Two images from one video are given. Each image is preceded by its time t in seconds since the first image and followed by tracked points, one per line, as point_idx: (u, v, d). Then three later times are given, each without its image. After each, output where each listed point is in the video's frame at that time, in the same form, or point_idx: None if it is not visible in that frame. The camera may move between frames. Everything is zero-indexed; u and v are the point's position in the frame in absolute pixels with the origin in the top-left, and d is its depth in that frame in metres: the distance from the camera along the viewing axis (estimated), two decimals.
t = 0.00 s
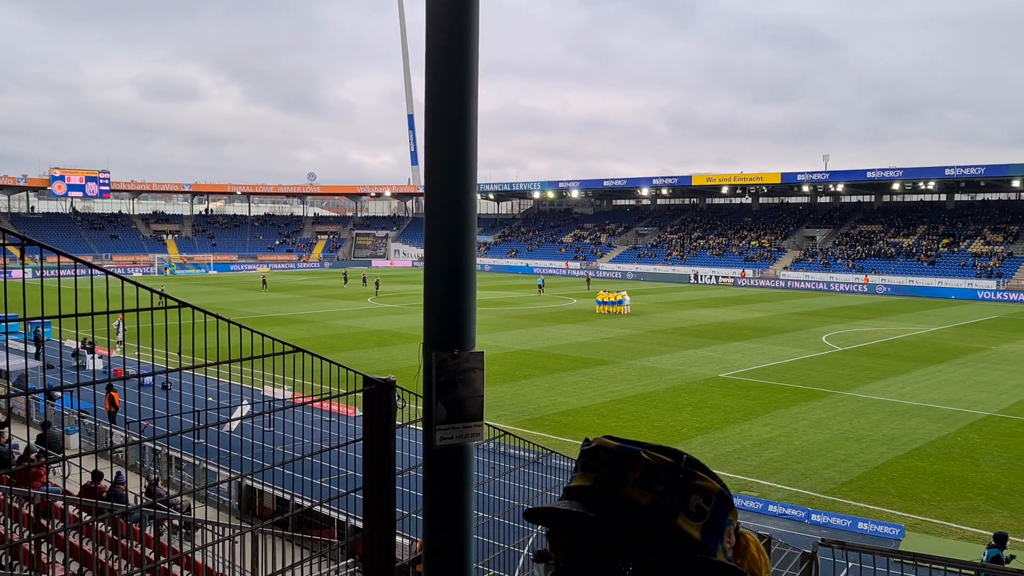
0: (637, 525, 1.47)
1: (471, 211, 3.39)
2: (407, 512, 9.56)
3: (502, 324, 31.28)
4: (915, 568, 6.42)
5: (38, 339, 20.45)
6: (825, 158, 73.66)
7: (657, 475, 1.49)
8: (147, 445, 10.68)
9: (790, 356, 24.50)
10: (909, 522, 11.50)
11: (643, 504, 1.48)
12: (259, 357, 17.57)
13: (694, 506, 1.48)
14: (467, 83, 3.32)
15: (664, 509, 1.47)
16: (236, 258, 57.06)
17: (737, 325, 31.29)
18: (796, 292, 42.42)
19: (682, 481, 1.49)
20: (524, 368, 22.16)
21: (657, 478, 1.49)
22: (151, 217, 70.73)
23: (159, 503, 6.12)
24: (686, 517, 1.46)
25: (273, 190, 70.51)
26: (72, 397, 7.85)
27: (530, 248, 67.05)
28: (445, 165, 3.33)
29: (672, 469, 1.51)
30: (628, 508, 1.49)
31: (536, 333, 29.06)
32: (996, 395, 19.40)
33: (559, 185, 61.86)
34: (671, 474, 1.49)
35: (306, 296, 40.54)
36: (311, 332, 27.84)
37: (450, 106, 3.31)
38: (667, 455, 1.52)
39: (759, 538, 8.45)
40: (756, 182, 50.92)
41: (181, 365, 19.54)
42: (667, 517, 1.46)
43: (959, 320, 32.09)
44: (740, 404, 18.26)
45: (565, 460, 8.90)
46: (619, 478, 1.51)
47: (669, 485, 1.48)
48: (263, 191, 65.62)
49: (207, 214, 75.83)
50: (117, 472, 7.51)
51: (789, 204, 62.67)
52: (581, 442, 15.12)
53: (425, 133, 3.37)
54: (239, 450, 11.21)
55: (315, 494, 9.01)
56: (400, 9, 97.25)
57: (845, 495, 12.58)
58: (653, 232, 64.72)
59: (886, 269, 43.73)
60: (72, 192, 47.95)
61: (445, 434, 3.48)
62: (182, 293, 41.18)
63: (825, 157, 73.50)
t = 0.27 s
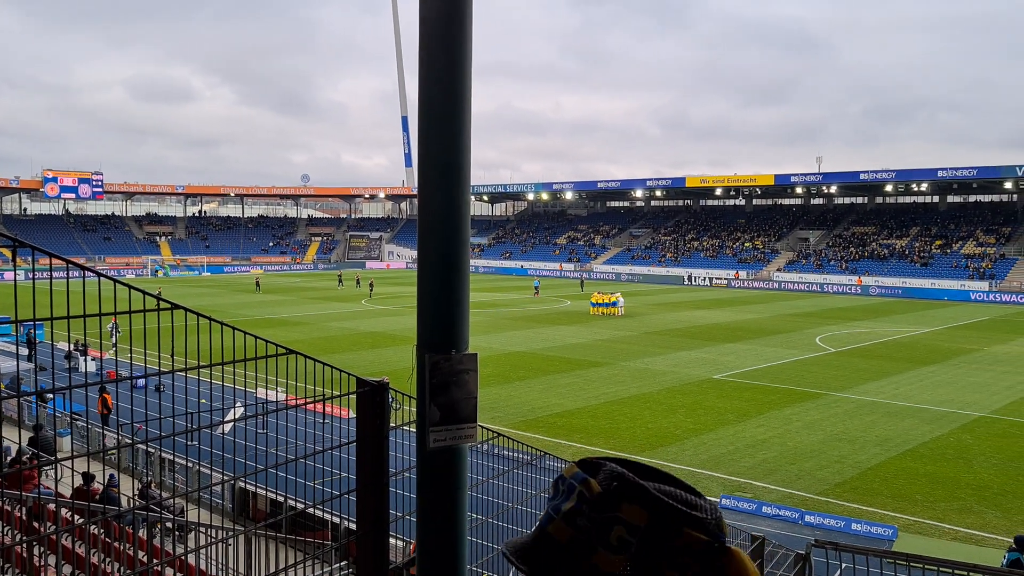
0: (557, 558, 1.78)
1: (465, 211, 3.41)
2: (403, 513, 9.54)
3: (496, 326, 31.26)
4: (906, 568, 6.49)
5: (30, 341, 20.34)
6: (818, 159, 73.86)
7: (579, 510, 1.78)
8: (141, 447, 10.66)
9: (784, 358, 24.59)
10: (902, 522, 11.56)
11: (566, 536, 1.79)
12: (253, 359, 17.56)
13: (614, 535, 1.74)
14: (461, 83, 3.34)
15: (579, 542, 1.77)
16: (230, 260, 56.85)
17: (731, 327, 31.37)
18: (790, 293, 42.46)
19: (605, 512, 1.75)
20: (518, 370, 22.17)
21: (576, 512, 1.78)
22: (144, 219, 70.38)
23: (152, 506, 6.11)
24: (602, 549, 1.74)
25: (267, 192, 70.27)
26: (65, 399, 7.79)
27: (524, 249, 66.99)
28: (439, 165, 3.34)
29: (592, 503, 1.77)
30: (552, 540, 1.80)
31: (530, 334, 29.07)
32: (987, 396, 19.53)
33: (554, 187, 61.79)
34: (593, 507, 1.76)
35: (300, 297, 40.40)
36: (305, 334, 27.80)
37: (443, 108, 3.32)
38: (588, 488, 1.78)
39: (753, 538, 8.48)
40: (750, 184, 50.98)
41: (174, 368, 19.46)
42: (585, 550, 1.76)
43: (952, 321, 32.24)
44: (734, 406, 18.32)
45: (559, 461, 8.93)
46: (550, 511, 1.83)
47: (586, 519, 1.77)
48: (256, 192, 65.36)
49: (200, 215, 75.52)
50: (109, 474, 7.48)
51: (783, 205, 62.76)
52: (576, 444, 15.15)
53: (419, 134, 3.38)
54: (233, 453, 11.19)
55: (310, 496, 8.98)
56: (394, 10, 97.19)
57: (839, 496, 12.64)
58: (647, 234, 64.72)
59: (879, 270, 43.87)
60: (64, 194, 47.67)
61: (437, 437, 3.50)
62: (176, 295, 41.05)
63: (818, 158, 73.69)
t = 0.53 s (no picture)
0: (551, 556, 1.78)
1: (460, 212, 3.42)
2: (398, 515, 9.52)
3: (491, 328, 31.30)
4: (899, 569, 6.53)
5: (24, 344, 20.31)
6: (813, 161, 74.17)
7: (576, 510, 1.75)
8: (136, 450, 10.65)
9: (778, 360, 24.69)
10: (895, 524, 11.60)
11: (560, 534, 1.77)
12: (249, 361, 17.56)
13: (605, 545, 1.71)
14: (456, 85, 3.36)
15: (575, 545, 1.73)
16: (225, 262, 56.77)
17: (726, 329, 31.46)
18: (784, 295, 42.62)
19: (600, 520, 1.71)
20: (513, 372, 22.20)
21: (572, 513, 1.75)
22: (138, 221, 70.24)
23: (148, 509, 6.08)
24: (594, 555, 1.71)
25: (262, 195, 70.18)
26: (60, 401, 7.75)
27: (519, 251, 67.10)
28: (435, 167, 3.36)
29: (589, 509, 1.73)
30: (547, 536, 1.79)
31: (525, 336, 29.10)
32: (981, 397, 19.61)
33: (549, 189, 61.90)
34: (590, 513, 1.72)
35: (295, 299, 40.37)
36: (300, 336, 27.76)
37: (438, 108, 3.33)
38: (588, 492, 1.73)
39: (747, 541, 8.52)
40: (744, 186, 51.18)
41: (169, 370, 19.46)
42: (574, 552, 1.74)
43: (945, 323, 32.40)
44: (728, 407, 18.38)
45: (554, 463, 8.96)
46: (552, 510, 1.82)
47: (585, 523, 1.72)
48: (252, 194, 65.30)
49: (194, 218, 75.39)
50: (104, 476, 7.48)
51: (777, 208, 63.02)
52: (571, 446, 15.19)
53: (415, 135, 3.40)
54: (228, 455, 11.19)
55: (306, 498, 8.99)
56: (389, 12, 97.25)
57: (832, 497, 12.69)
58: (641, 236, 64.92)
59: (872, 273, 44.15)
60: (59, 196, 47.53)
61: (433, 438, 3.52)
62: (170, 296, 40.95)
63: (813, 160, 74.01)
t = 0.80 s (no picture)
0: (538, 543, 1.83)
1: (455, 216, 3.45)
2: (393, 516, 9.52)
3: (486, 329, 31.33)
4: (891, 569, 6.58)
5: (19, 346, 20.29)
6: (806, 163, 74.50)
7: (565, 500, 1.83)
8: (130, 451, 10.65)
9: (772, 361, 24.79)
10: (888, 525, 11.66)
11: (550, 528, 1.83)
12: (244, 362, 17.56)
13: (600, 536, 1.77)
14: (452, 89, 3.39)
15: (566, 534, 1.80)
16: (219, 264, 56.66)
17: (720, 330, 31.56)
18: (778, 297, 42.76)
19: (591, 512, 1.79)
20: (509, 374, 22.22)
21: (562, 503, 1.83)
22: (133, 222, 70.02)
23: (143, 510, 6.07)
24: (588, 543, 1.77)
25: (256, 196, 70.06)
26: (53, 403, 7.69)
27: (514, 253, 67.15)
28: (429, 170, 3.39)
29: (579, 503, 1.81)
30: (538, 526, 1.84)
31: (520, 338, 29.14)
32: (973, 399, 19.73)
33: (543, 191, 61.96)
34: (581, 502, 1.80)
35: (289, 301, 40.32)
36: (295, 338, 27.75)
37: (433, 112, 3.36)
38: (574, 485, 1.82)
39: (740, 542, 8.57)
40: (737, 188, 51.34)
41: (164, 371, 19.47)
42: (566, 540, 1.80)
43: (937, 325, 32.57)
44: (722, 409, 18.44)
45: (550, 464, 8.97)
46: (536, 499, 1.91)
47: (577, 505, 1.81)
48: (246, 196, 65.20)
49: (188, 219, 75.22)
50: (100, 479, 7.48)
51: (771, 210, 63.23)
52: (566, 447, 15.22)
53: (411, 137, 3.42)
54: (223, 457, 11.20)
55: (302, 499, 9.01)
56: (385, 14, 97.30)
57: (826, 498, 12.75)
58: (636, 238, 65.09)
59: (865, 275, 44.39)
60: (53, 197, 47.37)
61: (429, 440, 3.54)
62: (164, 298, 40.85)
63: (806, 162, 74.35)
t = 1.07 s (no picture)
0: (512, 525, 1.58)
1: (452, 218, 3.47)
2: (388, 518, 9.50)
3: (481, 330, 31.33)
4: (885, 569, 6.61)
5: (13, 346, 20.21)
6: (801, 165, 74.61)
7: (523, 469, 1.61)
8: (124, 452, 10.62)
9: (767, 362, 24.83)
10: (883, 526, 11.69)
11: (506, 506, 1.62)
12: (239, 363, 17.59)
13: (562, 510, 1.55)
14: (447, 92, 3.40)
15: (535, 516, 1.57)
16: (214, 264, 56.53)
17: (715, 332, 31.60)
18: (773, 298, 42.95)
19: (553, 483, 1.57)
20: (504, 374, 22.23)
21: (518, 474, 1.61)
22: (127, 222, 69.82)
23: (137, 511, 6.03)
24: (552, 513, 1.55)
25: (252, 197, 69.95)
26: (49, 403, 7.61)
27: (510, 254, 67.25)
28: (425, 173, 3.40)
29: (539, 473, 1.59)
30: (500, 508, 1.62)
31: (516, 339, 29.12)
32: (967, 401, 19.79)
33: (539, 192, 62.08)
34: (538, 468, 1.58)
35: (285, 301, 40.26)
36: (289, 338, 27.67)
37: (431, 115, 3.37)
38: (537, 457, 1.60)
39: (734, 541, 8.58)
40: (733, 190, 51.52)
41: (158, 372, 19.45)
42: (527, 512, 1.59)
43: (932, 327, 32.66)
44: (718, 410, 18.47)
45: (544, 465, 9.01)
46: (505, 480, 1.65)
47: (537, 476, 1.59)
48: (241, 196, 65.05)
49: (183, 220, 75.06)
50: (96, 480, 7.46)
51: (766, 212, 63.44)
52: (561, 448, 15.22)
53: (407, 140, 3.43)
54: (218, 457, 11.23)
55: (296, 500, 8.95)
56: (381, 14, 97.35)
57: (822, 500, 12.78)
58: (631, 239, 65.26)
59: (860, 277, 44.61)
60: (48, 197, 47.20)
61: (424, 440, 3.55)
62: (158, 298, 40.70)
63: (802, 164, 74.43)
